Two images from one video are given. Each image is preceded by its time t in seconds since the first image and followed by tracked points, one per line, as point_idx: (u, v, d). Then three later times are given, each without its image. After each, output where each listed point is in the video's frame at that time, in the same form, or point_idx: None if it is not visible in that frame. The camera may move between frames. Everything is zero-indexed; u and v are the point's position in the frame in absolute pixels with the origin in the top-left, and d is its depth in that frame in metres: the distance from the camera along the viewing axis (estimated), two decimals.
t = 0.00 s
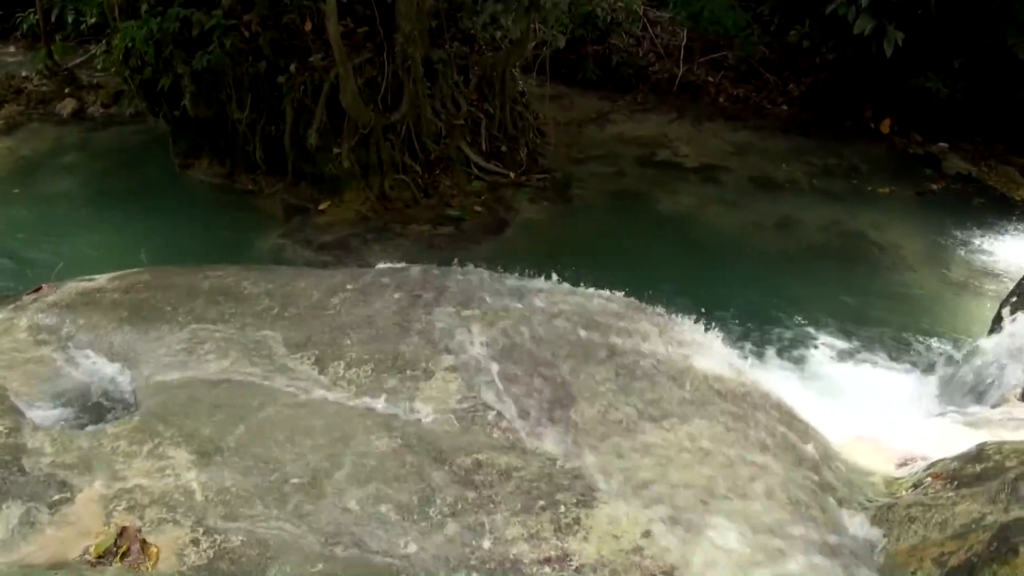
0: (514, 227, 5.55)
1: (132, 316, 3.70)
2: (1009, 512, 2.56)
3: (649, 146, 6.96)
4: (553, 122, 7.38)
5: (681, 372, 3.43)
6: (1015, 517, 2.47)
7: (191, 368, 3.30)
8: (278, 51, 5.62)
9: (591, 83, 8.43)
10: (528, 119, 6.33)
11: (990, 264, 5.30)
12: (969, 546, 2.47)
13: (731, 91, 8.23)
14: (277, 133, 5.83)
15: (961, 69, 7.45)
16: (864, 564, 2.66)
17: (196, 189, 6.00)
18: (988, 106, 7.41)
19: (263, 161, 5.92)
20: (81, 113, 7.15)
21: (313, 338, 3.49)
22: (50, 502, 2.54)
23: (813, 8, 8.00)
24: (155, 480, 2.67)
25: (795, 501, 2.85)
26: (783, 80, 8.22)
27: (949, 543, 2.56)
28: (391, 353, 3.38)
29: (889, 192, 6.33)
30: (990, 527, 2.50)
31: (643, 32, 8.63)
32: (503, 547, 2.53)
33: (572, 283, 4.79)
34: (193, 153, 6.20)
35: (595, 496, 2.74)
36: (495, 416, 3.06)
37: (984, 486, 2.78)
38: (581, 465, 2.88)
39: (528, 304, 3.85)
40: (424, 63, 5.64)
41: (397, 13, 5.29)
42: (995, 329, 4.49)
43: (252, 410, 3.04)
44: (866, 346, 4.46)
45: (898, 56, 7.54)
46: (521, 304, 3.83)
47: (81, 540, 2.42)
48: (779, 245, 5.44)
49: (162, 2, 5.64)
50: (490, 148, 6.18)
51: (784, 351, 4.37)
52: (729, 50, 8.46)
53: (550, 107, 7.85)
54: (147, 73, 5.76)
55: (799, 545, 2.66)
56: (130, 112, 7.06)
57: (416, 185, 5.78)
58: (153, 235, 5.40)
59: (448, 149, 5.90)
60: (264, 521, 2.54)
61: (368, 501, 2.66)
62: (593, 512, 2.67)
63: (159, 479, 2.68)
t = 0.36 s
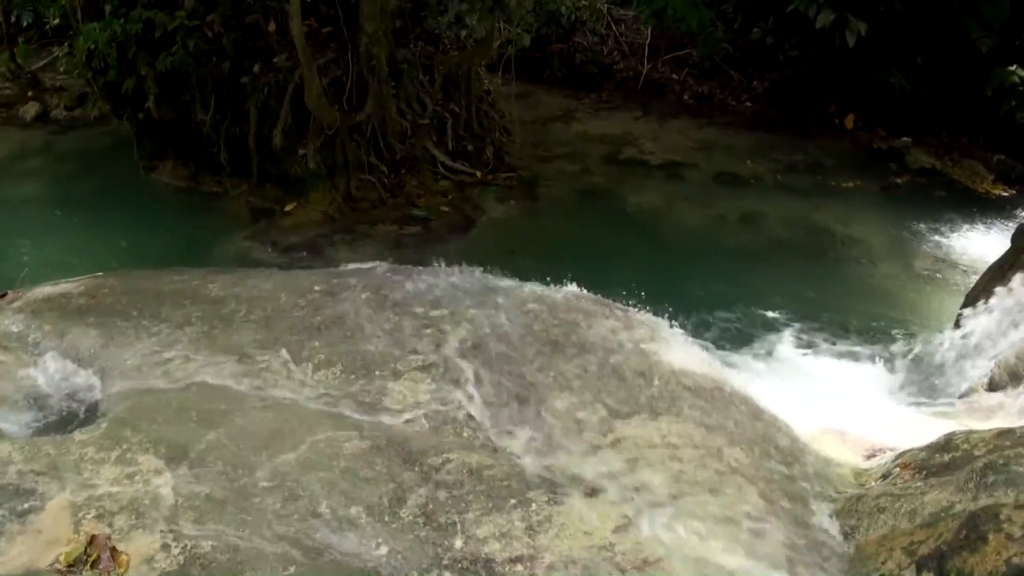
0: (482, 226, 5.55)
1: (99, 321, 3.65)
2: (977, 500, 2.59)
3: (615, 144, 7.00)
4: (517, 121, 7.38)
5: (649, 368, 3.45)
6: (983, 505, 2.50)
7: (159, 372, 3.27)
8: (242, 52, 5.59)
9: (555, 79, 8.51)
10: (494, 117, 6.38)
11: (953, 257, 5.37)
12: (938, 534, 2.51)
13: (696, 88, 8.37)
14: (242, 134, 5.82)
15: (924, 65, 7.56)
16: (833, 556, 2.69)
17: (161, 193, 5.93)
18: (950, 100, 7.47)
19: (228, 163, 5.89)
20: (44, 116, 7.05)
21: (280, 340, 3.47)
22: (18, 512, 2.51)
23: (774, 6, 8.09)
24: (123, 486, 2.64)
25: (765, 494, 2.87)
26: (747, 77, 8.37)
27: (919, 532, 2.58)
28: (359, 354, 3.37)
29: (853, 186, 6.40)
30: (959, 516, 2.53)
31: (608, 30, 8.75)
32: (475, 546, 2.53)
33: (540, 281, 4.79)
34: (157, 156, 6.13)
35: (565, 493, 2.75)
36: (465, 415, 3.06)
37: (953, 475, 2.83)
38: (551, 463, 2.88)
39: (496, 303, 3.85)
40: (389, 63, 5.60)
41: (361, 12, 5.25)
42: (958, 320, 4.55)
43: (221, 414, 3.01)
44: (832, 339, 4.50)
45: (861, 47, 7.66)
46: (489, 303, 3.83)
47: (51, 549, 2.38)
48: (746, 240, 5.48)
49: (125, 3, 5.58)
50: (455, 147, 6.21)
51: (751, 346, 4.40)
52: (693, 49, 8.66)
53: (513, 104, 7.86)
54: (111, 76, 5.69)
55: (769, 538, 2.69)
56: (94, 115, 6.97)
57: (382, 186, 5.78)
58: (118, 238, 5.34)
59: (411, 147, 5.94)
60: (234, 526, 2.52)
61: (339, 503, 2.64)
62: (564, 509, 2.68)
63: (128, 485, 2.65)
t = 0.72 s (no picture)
0: (448, 226, 5.54)
1: (63, 327, 3.60)
2: (944, 490, 2.63)
3: (579, 142, 7.02)
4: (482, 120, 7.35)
5: (617, 364, 3.46)
6: (950, 493, 2.55)
7: (125, 378, 3.23)
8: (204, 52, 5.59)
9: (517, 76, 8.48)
10: (458, 117, 6.33)
11: (915, 250, 5.45)
12: (907, 524, 2.54)
13: (660, 86, 8.37)
14: (205, 135, 5.77)
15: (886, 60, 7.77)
16: (802, 547, 2.72)
17: (123, 195, 5.85)
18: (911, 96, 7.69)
19: (192, 165, 5.84)
20: (4, 119, 6.93)
21: (248, 343, 3.44)
22: None
23: (739, 3, 8.27)
24: (92, 493, 2.60)
25: (733, 486, 2.89)
26: (711, 75, 8.39)
27: (887, 522, 2.62)
28: (327, 356, 3.35)
29: (816, 182, 6.46)
30: (926, 506, 2.57)
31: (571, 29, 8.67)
32: (447, 546, 2.53)
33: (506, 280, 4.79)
34: (120, 159, 6.05)
35: (535, 491, 2.76)
36: (434, 415, 3.06)
37: (920, 466, 2.86)
38: (521, 461, 2.89)
39: (462, 302, 3.84)
40: (352, 62, 5.64)
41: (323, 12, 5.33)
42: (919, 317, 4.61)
43: (189, 419, 2.98)
44: (796, 335, 4.55)
45: (823, 43, 7.81)
46: (455, 302, 3.83)
47: (20, 558, 2.32)
48: (711, 237, 5.51)
49: (85, 4, 5.50)
50: (420, 147, 6.18)
51: (717, 343, 4.43)
52: (656, 47, 8.63)
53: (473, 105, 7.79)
54: (72, 78, 5.60)
55: (738, 530, 2.71)
56: (56, 118, 6.87)
57: (347, 186, 5.78)
58: (81, 242, 5.27)
59: (377, 147, 5.96)
60: (204, 531, 2.50)
61: (309, 506, 2.63)
62: (534, 507, 2.69)
63: (96, 492, 2.61)
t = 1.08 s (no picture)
0: (415, 226, 5.56)
1: (27, 334, 3.54)
2: (912, 479, 2.67)
3: (545, 141, 7.11)
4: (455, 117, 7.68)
5: (585, 362, 3.47)
6: (919, 483, 2.59)
7: (92, 384, 3.18)
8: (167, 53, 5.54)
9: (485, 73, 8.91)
10: (423, 116, 6.47)
11: (877, 243, 5.54)
12: (875, 515, 2.57)
13: (624, 83, 8.83)
14: (169, 138, 5.74)
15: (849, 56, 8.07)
16: (772, 539, 2.73)
17: (87, 200, 5.80)
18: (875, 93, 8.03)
19: (156, 168, 5.80)
20: None
21: (215, 346, 3.41)
22: None
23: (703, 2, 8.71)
24: (58, 503, 2.56)
25: (703, 480, 2.90)
26: (674, 72, 8.86)
27: (856, 512, 2.65)
28: (294, 358, 3.33)
29: (782, 177, 6.55)
30: (894, 496, 2.61)
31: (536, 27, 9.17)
32: (417, 547, 2.52)
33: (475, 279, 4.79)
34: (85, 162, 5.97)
35: (506, 490, 2.75)
36: (403, 416, 3.05)
37: (887, 457, 2.90)
38: (491, 460, 2.88)
39: (430, 303, 3.84)
40: (316, 62, 5.71)
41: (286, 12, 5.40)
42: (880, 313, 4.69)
43: (156, 424, 2.95)
44: (761, 330, 4.58)
45: (785, 47, 8.18)
46: (423, 303, 3.83)
47: None
48: (677, 233, 5.55)
49: (47, 6, 5.52)
50: (387, 147, 6.27)
51: (685, 341, 4.44)
52: (619, 44, 9.09)
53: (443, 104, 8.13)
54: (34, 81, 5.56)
55: (708, 524, 2.72)
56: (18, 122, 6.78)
57: (313, 187, 5.78)
58: (45, 247, 5.20)
59: (344, 148, 5.99)
60: (173, 537, 2.47)
61: (278, 509, 2.61)
62: (505, 506, 2.68)
63: (63, 501, 2.57)
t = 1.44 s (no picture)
0: (382, 227, 5.60)
1: None
2: (881, 471, 2.69)
3: (511, 139, 7.30)
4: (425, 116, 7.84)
5: (555, 360, 3.48)
6: (888, 474, 2.62)
7: (59, 390, 3.14)
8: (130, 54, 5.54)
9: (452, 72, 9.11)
10: (389, 116, 6.56)
11: (841, 237, 5.65)
12: (845, 506, 2.59)
13: (590, 82, 9.06)
14: (133, 140, 5.72)
15: (813, 53, 8.22)
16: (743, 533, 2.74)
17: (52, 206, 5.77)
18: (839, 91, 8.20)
19: (120, 171, 5.77)
20: None
21: (183, 349, 3.39)
22: None
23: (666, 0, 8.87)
24: (27, 511, 2.53)
25: (674, 476, 2.91)
26: (640, 69, 9.07)
27: (827, 504, 2.67)
28: (263, 360, 3.31)
29: (744, 175, 6.71)
30: (864, 487, 2.64)
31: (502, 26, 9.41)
32: (390, 548, 2.52)
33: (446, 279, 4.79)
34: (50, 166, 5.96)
35: (477, 490, 2.74)
36: (373, 416, 3.04)
37: (856, 449, 2.92)
38: (462, 459, 2.88)
39: (398, 302, 3.83)
40: (281, 62, 5.78)
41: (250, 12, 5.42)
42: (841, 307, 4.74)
43: (125, 429, 2.92)
44: (727, 328, 4.62)
45: (750, 45, 8.32)
46: (392, 302, 3.82)
47: None
48: (642, 232, 5.65)
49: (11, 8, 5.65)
50: (353, 147, 6.33)
51: (658, 339, 4.44)
52: (584, 43, 9.26)
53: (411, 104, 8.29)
54: None
55: (680, 519, 2.73)
56: None
57: (279, 188, 5.81)
58: (10, 253, 5.17)
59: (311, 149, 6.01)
60: (144, 543, 2.44)
61: (250, 512, 2.59)
62: (477, 505, 2.68)
63: (31, 509, 2.53)
